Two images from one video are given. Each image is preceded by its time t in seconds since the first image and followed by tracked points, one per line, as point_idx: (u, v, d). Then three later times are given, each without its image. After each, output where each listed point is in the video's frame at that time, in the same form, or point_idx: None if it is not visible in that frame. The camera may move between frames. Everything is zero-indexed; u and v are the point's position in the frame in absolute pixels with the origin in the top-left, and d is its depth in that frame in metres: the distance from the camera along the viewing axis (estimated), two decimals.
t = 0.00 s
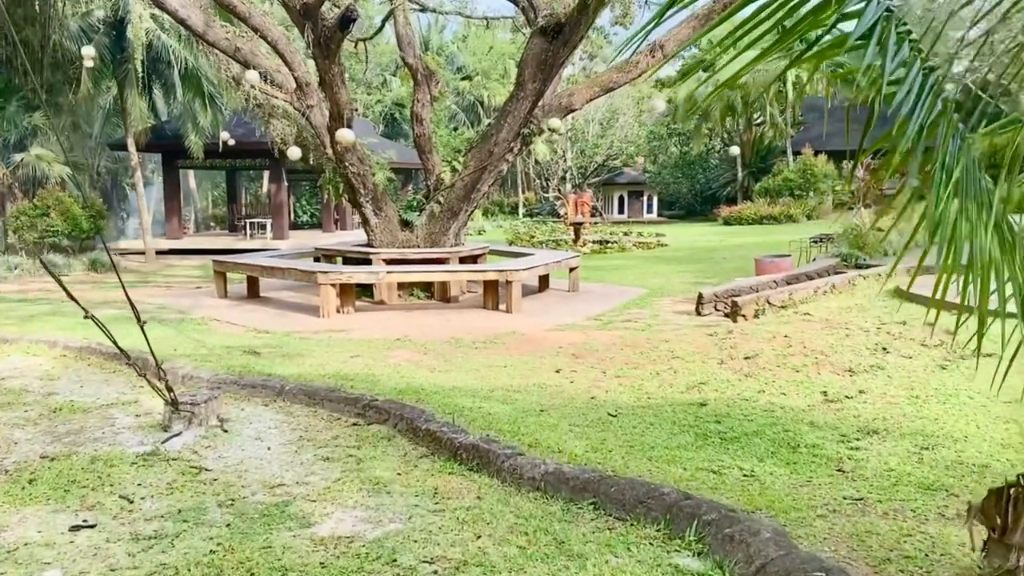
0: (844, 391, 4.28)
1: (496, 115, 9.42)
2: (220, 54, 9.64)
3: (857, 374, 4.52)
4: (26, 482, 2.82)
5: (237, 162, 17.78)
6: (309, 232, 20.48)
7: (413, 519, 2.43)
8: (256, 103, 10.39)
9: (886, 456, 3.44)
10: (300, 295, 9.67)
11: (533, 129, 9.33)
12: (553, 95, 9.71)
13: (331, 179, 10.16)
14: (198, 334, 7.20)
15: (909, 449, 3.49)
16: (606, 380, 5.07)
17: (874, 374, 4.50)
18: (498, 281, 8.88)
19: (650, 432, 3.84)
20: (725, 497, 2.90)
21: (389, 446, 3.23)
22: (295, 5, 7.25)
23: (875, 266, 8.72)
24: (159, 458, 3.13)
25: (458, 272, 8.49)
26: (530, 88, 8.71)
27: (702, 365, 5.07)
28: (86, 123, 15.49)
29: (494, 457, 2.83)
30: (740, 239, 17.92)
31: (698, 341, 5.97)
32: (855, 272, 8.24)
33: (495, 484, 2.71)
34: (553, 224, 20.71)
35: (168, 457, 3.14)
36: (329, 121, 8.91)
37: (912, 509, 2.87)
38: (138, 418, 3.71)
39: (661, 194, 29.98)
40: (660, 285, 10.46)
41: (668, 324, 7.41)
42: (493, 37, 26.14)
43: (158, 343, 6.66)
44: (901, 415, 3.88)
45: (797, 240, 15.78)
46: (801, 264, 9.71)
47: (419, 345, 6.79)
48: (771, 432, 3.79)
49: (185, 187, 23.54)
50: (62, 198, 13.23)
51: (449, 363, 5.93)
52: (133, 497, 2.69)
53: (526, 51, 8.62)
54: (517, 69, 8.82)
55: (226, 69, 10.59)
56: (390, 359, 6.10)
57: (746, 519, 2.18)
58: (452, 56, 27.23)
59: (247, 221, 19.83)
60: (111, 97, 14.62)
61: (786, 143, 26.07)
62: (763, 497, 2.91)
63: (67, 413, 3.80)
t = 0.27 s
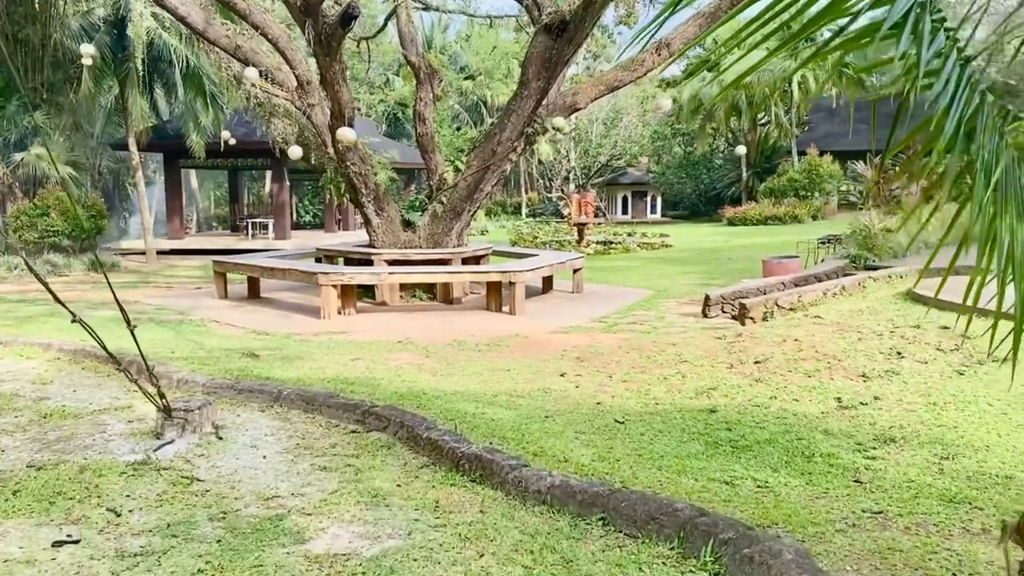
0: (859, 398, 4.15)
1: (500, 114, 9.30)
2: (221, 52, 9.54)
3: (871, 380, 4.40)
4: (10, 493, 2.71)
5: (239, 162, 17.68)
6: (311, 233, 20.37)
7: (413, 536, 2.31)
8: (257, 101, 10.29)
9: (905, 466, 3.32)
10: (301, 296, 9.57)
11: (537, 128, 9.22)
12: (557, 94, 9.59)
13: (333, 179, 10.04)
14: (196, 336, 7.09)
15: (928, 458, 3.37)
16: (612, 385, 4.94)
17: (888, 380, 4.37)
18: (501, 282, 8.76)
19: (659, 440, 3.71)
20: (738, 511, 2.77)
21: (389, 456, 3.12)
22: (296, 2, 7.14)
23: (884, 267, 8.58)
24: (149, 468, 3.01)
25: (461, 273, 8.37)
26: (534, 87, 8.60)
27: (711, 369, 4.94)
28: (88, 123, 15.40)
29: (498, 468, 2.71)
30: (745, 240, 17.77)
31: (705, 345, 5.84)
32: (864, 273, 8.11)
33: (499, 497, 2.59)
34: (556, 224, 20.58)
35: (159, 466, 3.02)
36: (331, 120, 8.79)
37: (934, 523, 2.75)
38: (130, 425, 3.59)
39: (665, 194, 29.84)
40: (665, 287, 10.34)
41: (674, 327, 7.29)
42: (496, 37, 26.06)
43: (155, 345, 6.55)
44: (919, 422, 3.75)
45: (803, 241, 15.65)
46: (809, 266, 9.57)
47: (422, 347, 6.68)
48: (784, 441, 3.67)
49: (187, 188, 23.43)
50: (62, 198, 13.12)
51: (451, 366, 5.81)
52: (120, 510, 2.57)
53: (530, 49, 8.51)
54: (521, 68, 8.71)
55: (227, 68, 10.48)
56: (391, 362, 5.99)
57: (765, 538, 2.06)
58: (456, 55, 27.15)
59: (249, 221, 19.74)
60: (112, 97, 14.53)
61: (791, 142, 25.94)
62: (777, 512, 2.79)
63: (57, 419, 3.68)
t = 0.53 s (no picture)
0: (873, 406, 4.03)
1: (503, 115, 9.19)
2: (221, 53, 9.45)
3: (884, 387, 4.27)
4: None
5: (241, 163, 17.59)
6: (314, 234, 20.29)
7: (412, 555, 2.19)
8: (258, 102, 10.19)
9: (923, 478, 3.19)
10: (302, 299, 9.47)
11: (540, 129, 9.10)
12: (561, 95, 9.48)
13: (334, 181, 9.93)
14: (194, 340, 6.98)
15: (948, 470, 3.25)
16: (618, 391, 4.82)
17: (903, 386, 4.25)
18: (504, 285, 8.65)
19: (667, 451, 3.59)
20: (750, 528, 2.65)
21: (387, 467, 3.00)
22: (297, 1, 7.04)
23: (893, 270, 8.46)
24: (137, 479, 2.90)
25: (464, 276, 8.26)
26: (538, 87, 8.49)
27: (719, 376, 4.82)
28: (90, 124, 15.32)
29: (500, 482, 2.59)
30: (750, 242, 17.64)
31: (713, 350, 5.72)
32: (873, 276, 7.99)
33: (502, 512, 2.47)
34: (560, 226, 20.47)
35: (148, 478, 2.91)
36: (332, 121, 8.69)
37: (957, 541, 2.62)
38: (121, 434, 3.47)
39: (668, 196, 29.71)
40: (670, 290, 10.22)
41: (680, 331, 7.17)
42: (500, 38, 25.95)
43: (153, 348, 6.44)
44: (937, 432, 3.63)
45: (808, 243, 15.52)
46: (816, 268, 9.45)
47: (423, 351, 6.57)
48: (797, 452, 3.55)
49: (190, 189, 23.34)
50: (62, 200, 13.01)
51: (453, 371, 5.70)
52: (105, 526, 2.46)
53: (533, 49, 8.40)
54: (524, 68, 8.60)
55: (228, 69, 10.39)
56: (393, 367, 5.87)
57: (783, 560, 1.95)
58: (459, 56, 27.07)
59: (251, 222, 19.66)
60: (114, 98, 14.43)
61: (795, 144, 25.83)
62: (793, 528, 2.67)
63: (46, 427, 3.57)
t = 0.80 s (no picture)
0: (890, 414, 3.90)
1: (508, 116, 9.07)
2: (223, 52, 9.34)
3: (902, 396, 4.13)
4: None
5: (244, 164, 17.50)
6: (317, 236, 20.19)
7: None
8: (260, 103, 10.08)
9: (948, 492, 3.05)
10: (305, 302, 9.35)
11: (546, 129, 8.98)
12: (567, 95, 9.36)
13: (337, 182, 9.82)
14: (194, 343, 6.87)
15: (973, 483, 3.11)
16: (627, 398, 4.69)
17: (921, 394, 4.12)
18: (509, 288, 8.52)
19: (679, 462, 3.47)
20: (769, 547, 2.52)
21: (388, 480, 2.88)
22: None
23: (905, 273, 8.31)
24: (126, 493, 2.77)
25: (467, 278, 8.14)
26: (543, 87, 8.37)
27: (730, 383, 4.69)
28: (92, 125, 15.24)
29: (506, 497, 2.47)
30: (757, 244, 17.49)
31: (723, 356, 5.59)
32: (885, 279, 7.84)
33: (507, 530, 2.35)
34: (565, 228, 20.34)
35: (137, 492, 2.78)
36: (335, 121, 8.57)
37: (987, 561, 2.47)
38: (113, 444, 3.35)
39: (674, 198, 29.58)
40: (677, 292, 10.08)
41: (688, 335, 7.04)
42: (504, 39, 25.84)
43: (151, 352, 6.32)
44: (959, 443, 3.49)
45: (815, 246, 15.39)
46: (826, 272, 9.32)
47: (427, 356, 6.45)
48: (814, 463, 3.41)
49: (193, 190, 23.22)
50: (63, 201, 12.90)
51: (456, 376, 5.58)
52: (89, 544, 2.34)
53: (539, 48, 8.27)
54: (529, 67, 8.48)
55: (230, 69, 10.29)
56: (395, 372, 5.75)
57: None
58: (463, 58, 27.00)
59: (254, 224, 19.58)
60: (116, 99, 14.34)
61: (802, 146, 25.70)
62: (815, 546, 2.53)
63: (36, 436, 3.45)
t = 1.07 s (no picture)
0: (912, 421, 3.76)
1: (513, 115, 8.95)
2: (226, 51, 9.24)
3: (923, 402, 4.00)
4: None
5: (248, 165, 17.41)
6: (321, 237, 20.10)
7: None
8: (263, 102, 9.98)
9: (977, 504, 2.91)
10: (308, 303, 9.24)
11: (552, 129, 8.86)
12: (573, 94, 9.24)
13: (340, 182, 9.71)
14: (195, 346, 6.76)
15: (1003, 494, 2.97)
16: (637, 404, 4.56)
17: (942, 400, 3.99)
18: (514, 289, 8.40)
19: (694, 471, 3.34)
20: (793, 564, 2.40)
21: (391, 491, 2.76)
22: None
23: (917, 275, 8.17)
24: (118, 505, 2.66)
25: (472, 280, 8.02)
26: (549, 86, 8.26)
27: (743, 388, 4.56)
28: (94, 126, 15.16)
29: (516, 511, 2.34)
30: (763, 245, 17.34)
31: (735, 359, 5.46)
32: (898, 281, 7.70)
33: (517, 548, 2.23)
34: (569, 229, 20.22)
35: (131, 503, 2.67)
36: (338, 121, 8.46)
37: None
38: (106, 451, 3.24)
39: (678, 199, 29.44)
40: (685, 294, 9.95)
41: (698, 338, 6.91)
42: (508, 39, 25.62)
43: (150, 355, 6.21)
44: (986, 451, 3.36)
45: (822, 247, 15.24)
46: (836, 273, 9.18)
47: (431, 359, 6.33)
48: (835, 473, 3.28)
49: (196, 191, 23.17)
50: (65, 202, 12.82)
51: (462, 380, 5.46)
52: (77, 561, 2.22)
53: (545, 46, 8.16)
54: (535, 66, 8.36)
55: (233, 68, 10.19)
56: (399, 375, 5.64)
57: None
58: (467, 58, 26.92)
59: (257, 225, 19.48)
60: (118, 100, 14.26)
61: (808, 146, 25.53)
62: (840, 564, 2.40)
63: (28, 443, 3.34)
